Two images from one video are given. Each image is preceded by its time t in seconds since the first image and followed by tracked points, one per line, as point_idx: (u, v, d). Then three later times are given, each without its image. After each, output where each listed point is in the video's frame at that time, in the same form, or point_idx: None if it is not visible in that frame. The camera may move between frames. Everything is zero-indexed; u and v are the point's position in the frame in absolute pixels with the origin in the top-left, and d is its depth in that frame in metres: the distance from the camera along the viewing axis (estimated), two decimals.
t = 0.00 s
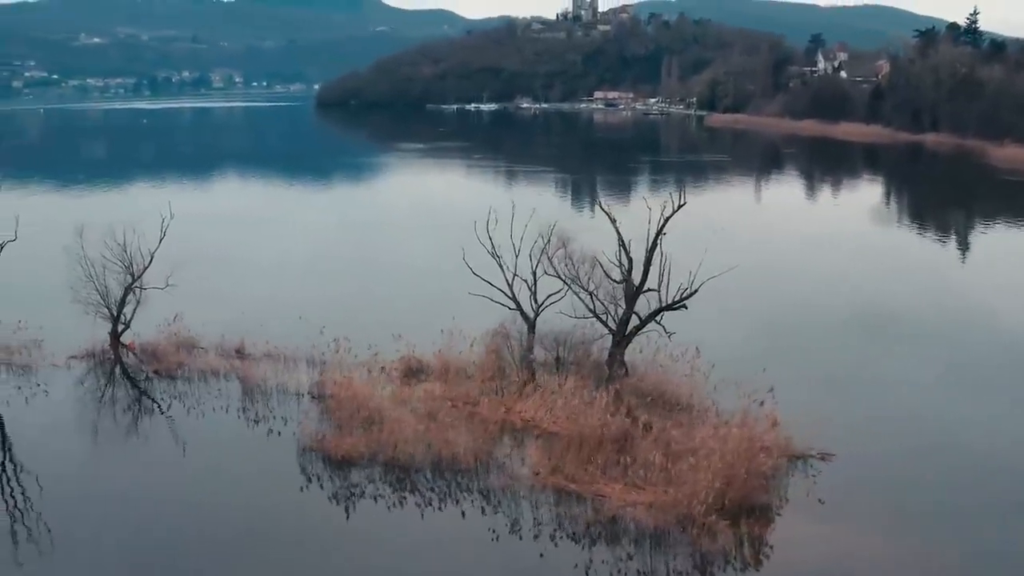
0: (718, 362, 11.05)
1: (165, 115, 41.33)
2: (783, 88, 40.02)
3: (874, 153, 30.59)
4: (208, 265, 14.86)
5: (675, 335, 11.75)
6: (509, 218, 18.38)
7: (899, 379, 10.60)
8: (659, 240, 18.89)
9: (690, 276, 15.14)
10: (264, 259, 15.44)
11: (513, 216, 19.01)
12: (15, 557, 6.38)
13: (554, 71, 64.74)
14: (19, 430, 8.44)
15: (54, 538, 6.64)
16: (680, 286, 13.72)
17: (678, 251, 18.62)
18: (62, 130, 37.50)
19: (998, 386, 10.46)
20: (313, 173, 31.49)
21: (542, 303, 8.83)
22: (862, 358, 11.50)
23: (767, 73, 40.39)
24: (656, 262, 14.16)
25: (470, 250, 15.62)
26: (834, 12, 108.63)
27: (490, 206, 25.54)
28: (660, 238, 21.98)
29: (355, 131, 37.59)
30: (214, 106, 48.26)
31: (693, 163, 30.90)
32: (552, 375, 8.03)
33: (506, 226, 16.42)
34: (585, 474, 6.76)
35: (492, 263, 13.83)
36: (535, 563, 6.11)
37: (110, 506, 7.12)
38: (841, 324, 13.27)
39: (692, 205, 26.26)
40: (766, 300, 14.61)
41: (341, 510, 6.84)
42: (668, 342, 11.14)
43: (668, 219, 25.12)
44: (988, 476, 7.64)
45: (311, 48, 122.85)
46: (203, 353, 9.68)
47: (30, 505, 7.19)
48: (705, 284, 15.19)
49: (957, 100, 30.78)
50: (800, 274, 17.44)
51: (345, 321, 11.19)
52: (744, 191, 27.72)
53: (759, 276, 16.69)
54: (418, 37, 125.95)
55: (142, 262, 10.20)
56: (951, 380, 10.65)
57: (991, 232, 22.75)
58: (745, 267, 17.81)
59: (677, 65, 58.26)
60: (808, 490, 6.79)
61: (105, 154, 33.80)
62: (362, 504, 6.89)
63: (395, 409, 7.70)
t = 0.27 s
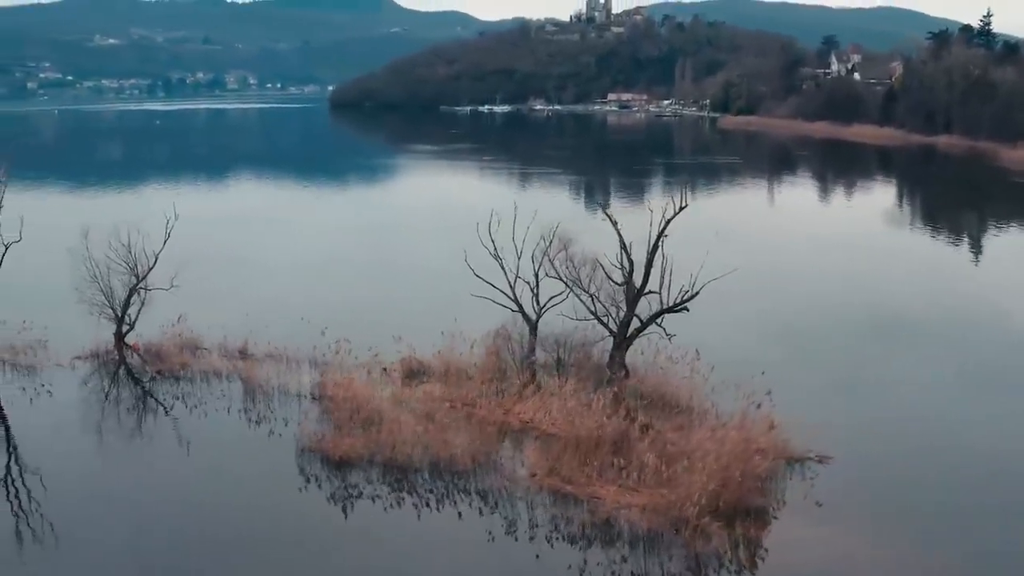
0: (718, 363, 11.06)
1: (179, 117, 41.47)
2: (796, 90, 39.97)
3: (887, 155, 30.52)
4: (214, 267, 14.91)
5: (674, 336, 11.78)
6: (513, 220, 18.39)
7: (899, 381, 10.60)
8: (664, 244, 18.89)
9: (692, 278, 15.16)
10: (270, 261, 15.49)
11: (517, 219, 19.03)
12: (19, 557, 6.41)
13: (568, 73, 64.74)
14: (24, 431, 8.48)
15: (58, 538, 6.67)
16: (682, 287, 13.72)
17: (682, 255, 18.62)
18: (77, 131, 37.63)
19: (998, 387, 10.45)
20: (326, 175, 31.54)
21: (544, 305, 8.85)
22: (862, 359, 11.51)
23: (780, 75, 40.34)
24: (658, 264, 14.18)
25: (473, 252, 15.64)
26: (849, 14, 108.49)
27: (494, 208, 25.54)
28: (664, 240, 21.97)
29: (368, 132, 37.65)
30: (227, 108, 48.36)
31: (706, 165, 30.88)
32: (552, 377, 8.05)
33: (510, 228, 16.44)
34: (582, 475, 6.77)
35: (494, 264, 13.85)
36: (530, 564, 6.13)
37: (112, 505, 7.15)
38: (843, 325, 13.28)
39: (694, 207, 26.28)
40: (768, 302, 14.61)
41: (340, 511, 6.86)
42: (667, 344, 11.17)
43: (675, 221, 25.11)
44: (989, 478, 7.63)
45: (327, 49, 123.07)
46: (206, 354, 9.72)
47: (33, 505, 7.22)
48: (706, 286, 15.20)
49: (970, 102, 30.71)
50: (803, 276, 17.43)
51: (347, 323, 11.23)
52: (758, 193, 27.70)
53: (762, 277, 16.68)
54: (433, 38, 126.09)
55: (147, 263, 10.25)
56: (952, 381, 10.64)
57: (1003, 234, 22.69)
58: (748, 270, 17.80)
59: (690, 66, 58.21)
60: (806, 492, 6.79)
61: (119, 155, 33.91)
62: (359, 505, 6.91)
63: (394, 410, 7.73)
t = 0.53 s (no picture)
0: (718, 365, 11.06)
1: (193, 119, 41.56)
2: (809, 92, 39.92)
3: (899, 158, 30.47)
4: (219, 269, 14.95)
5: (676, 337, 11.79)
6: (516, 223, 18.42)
7: (900, 382, 10.59)
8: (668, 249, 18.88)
9: (694, 280, 15.16)
10: (274, 262, 15.52)
11: (521, 221, 19.03)
12: (22, 557, 6.45)
13: (581, 75, 64.70)
14: (28, 431, 8.53)
15: (61, 538, 6.70)
16: (683, 290, 13.73)
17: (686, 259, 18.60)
18: (91, 133, 37.72)
19: (998, 389, 10.44)
20: (340, 177, 31.57)
21: (544, 307, 8.87)
22: (863, 361, 11.50)
23: (793, 77, 40.28)
24: (660, 268, 14.19)
25: (475, 254, 15.66)
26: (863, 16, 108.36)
27: (501, 209, 25.51)
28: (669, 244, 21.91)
29: (381, 134, 37.70)
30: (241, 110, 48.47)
31: (719, 167, 30.83)
32: (551, 378, 8.06)
33: (512, 229, 16.45)
34: (578, 477, 6.78)
35: (497, 266, 13.86)
36: (525, 565, 6.14)
37: (114, 505, 7.19)
38: (847, 328, 13.27)
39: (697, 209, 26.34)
40: (770, 304, 14.60)
41: (338, 511, 6.88)
42: (668, 346, 11.18)
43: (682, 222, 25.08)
44: (989, 479, 7.62)
45: (343, 51, 123.26)
46: (209, 354, 9.77)
47: (37, 505, 7.26)
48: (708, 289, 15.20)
49: (983, 104, 30.63)
50: (807, 278, 17.41)
51: (349, 324, 11.26)
52: (778, 195, 27.67)
53: (765, 279, 16.67)
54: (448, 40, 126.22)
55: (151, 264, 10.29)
56: (953, 383, 10.63)
57: (1016, 237, 22.62)
58: (752, 272, 17.78)
59: (704, 68, 58.14)
60: (802, 494, 6.79)
61: (134, 157, 33.99)
62: (357, 506, 6.93)
63: (393, 411, 7.75)
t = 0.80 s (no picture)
0: (719, 369, 11.07)
1: (206, 120, 41.62)
2: (821, 94, 39.85)
3: (911, 160, 30.39)
4: (224, 270, 14.98)
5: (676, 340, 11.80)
6: (520, 225, 18.41)
7: (901, 387, 10.59)
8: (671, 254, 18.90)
9: (695, 284, 15.18)
10: (277, 264, 15.55)
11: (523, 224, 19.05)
12: (26, 557, 6.47)
13: (593, 77, 64.69)
14: (32, 432, 8.57)
15: (65, 538, 6.73)
16: (684, 292, 13.71)
17: (688, 263, 18.60)
18: (105, 134, 37.78)
19: (999, 393, 10.42)
20: (351, 178, 31.59)
21: (546, 309, 8.89)
22: (865, 366, 11.50)
23: (805, 79, 40.21)
24: (661, 271, 14.21)
25: (477, 256, 15.68)
26: (876, 17, 108.12)
27: (508, 211, 25.51)
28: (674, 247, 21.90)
29: (393, 136, 37.71)
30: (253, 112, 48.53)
31: (730, 169, 30.80)
32: (551, 379, 8.07)
33: (513, 231, 16.48)
34: (576, 479, 6.78)
35: (499, 268, 13.89)
36: (522, 566, 6.14)
37: (117, 505, 7.22)
38: (849, 331, 13.27)
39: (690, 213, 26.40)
40: (771, 306, 14.61)
41: (336, 513, 6.90)
42: (668, 349, 11.19)
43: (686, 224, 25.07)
44: (989, 489, 7.61)
45: (356, 52, 123.41)
46: (213, 356, 9.80)
47: (40, 505, 7.28)
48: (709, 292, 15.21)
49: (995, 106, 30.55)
50: (811, 281, 17.41)
51: (350, 326, 11.29)
52: (788, 198, 27.64)
53: (768, 283, 16.66)
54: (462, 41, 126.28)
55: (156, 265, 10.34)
56: (954, 387, 10.63)
57: None
58: (755, 275, 17.77)
59: (715, 70, 58.12)
60: (802, 499, 6.78)
61: (147, 159, 34.03)
62: (356, 506, 6.95)
63: (393, 412, 7.77)
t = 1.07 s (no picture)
0: (720, 370, 11.09)
1: (220, 121, 41.73)
2: (835, 96, 39.77)
3: (926, 162, 30.31)
4: (230, 272, 15.04)
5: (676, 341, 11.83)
6: (523, 227, 18.42)
7: (902, 388, 10.59)
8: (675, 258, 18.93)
9: (697, 284, 15.21)
10: (283, 265, 15.61)
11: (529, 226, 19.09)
12: (29, 556, 6.52)
13: (608, 78, 64.70)
14: (38, 432, 8.62)
15: (67, 538, 6.77)
16: (687, 294, 13.71)
17: (694, 265, 18.62)
18: (119, 136, 37.90)
19: (1001, 395, 10.41)
20: (365, 180, 31.65)
21: (548, 310, 8.92)
22: (867, 367, 11.52)
23: (819, 81, 40.13)
24: (664, 274, 14.23)
25: (482, 258, 15.71)
26: (892, 18, 107.92)
27: (518, 212, 25.54)
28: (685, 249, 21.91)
29: (407, 138, 37.74)
30: (268, 113, 48.61)
31: (743, 171, 30.78)
32: (552, 381, 8.08)
33: (517, 233, 16.52)
34: (573, 480, 6.79)
35: (503, 269, 13.93)
36: (518, 568, 6.16)
37: (119, 505, 7.26)
38: (850, 332, 13.28)
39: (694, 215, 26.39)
40: (775, 307, 14.62)
41: (335, 513, 6.92)
42: (669, 351, 11.22)
43: (697, 226, 25.07)
44: (988, 489, 7.61)
45: (373, 53, 123.55)
46: (217, 356, 9.84)
47: (43, 505, 7.33)
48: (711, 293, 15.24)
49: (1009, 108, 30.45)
50: (816, 282, 17.42)
51: (354, 327, 11.33)
52: (801, 200, 27.62)
53: (775, 285, 16.67)
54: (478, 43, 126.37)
55: (161, 266, 10.39)
56: (957, 389, 10.61)
57: None
58: (759, 276, 17.79)
59: (730, 71, 58.08)
60: (800, 501, 6.78)
61: (162, 160, 34.13)
62: (355, 507, 6.97)
63: (394, 413, 7.79)
